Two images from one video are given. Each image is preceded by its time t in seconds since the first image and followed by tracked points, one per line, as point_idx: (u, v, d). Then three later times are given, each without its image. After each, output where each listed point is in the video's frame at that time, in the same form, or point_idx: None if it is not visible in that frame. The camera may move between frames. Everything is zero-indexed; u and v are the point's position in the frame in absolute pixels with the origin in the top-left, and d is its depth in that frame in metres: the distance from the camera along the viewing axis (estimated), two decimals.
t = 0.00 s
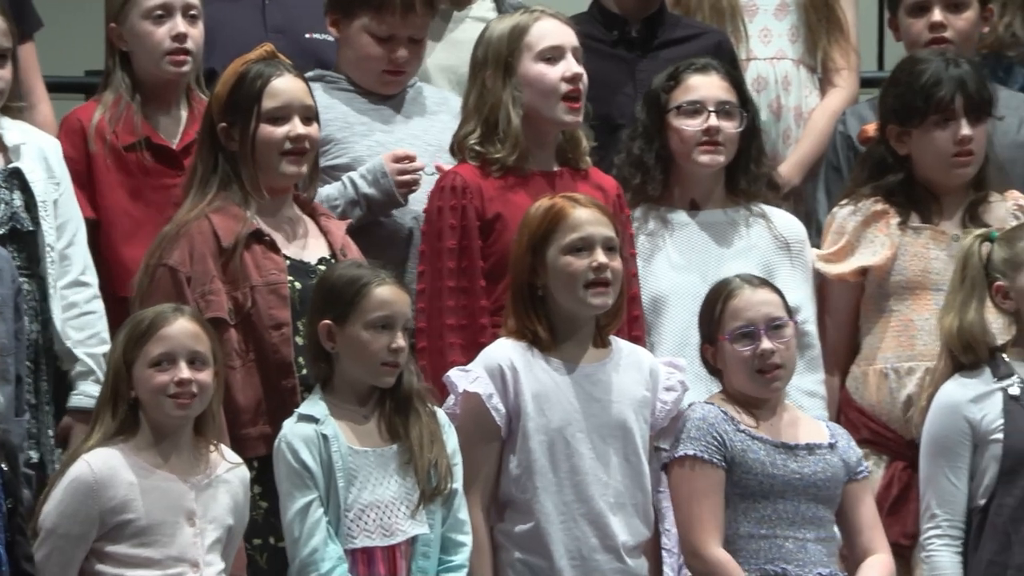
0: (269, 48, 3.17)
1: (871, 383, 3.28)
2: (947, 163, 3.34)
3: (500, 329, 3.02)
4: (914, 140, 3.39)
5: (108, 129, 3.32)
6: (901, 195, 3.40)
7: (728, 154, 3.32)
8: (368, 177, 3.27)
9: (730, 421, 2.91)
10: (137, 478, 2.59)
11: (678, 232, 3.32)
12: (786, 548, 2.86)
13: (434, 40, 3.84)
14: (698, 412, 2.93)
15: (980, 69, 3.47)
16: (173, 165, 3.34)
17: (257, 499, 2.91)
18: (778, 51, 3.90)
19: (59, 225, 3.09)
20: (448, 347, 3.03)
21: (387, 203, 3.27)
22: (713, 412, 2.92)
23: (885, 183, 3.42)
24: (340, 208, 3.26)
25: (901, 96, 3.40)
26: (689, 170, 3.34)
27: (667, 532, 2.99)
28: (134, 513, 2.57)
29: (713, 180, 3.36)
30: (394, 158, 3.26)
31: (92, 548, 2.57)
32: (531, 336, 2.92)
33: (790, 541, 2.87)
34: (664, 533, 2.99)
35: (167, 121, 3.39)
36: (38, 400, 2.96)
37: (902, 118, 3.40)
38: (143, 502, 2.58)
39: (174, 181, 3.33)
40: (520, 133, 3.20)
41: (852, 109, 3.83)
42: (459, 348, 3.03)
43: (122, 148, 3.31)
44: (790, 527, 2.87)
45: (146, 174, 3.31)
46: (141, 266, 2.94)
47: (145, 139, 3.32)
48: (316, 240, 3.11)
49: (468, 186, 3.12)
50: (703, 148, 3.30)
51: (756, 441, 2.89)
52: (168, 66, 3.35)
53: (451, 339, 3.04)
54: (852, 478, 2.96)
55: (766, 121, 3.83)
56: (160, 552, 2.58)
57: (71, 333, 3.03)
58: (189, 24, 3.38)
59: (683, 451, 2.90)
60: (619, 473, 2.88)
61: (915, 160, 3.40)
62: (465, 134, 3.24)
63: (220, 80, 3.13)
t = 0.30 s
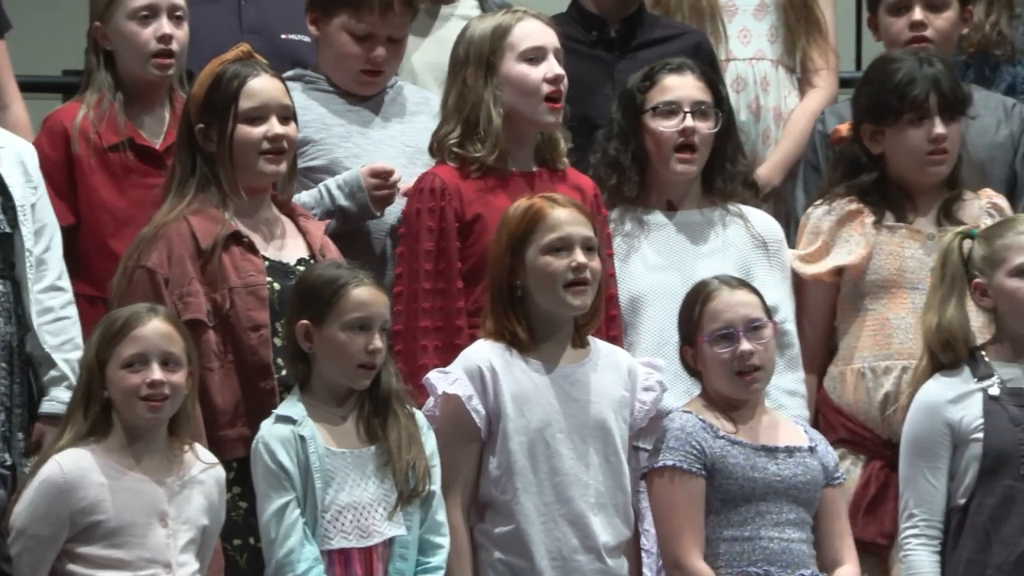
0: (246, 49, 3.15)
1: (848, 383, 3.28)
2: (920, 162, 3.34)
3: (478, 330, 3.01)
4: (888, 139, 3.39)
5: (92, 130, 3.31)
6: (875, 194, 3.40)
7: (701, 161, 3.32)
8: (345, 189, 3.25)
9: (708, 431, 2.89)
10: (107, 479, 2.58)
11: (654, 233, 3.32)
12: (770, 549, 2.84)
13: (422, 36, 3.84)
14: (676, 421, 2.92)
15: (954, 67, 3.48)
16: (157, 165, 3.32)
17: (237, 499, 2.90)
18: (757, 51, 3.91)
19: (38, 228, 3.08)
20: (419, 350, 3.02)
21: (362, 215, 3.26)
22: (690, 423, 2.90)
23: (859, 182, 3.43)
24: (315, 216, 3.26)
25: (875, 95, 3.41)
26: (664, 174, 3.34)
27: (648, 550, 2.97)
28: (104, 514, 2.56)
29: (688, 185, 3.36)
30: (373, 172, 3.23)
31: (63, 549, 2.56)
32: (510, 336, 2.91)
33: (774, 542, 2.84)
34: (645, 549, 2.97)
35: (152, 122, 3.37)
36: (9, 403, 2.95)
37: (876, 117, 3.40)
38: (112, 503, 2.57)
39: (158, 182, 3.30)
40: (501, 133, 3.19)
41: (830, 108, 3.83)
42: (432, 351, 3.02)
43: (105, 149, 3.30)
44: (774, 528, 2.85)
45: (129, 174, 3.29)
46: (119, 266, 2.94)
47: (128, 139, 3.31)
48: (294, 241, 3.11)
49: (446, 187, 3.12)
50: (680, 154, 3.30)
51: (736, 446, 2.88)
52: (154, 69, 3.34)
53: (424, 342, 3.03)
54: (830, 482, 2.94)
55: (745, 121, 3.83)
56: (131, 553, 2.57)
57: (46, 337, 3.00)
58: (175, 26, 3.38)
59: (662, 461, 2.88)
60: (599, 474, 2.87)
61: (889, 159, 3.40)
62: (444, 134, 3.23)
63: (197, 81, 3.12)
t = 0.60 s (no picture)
0: (233, 49, 3.14)
1: (840, 383, 3.28)
2: (906, 163, 3.34)
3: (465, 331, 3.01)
4: (874, 140, 3.39)
5: (81, 133, 3.29)
6: (862, 196, 3.40)
7: (692, 158, 3.31)
8: (332, 202, 3.24)
9: (689, 434, 2.88)
10: (81, 480, 2.57)
11: (643, 236, 3.31)
12: (757, 550, 2.83)
13: (406, 36, 3.83)
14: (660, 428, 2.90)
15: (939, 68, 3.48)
16: (145, 170, 3.30)
17: (223, 500, 2.90)
18: (745, 51, 3.91)
19: (25, 231, 3.06)
20: (406, 351, 3.01)
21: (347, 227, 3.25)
22: (672, 427, 2.89)
23: (845, 184, 3.42)
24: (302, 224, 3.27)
25: (861, 96, 3.40)
26: (655, 175, 3.32)
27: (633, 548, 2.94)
28: (77, 514, 2.55)
29: (679, 184, 3.35)
30: (358, 189, 3.20)
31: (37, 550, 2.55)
32: (497, 336, 2.90)
33: (760, 543, 2.83)
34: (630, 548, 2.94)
35: (139, 123, 3.36)
36: None
37: (862, 118, 3.40)
38: (86, 504, 2.56)
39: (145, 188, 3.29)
40: (492, 132, 3.18)
41: (818, 109, 3.82)
42: (419, 353, 3.01)
43: (95, 151, 3.28)
44: (761, 528, 2.84)
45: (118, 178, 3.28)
46: (105, 267, 2.92)
47: (117, 142, 3.29)
48: (282, 242, 3.10)
49: (434, 188, 3.11)
50: (670, 153, 3.29)
51: (718, 449, 2.87)
52: (143, 70, 3.32)
53: (411, 343, 3.02)
54: (819, 482, 2.93)
55: (733, 122, 3.83)
56: (107, 553, 2.55)
57: (35, 340, 2.99)
58: (163, 26, 3.36)
59: (649, 468, 2.86)
60: (586, 475, 2.86)
61: (875, 160, 3.40)
62: (433, 134, 3.21)
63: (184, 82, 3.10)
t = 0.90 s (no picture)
0: (217, 50, 3.13)
1: (826, 384, 3.27)
2: (891, 163, 3.34)
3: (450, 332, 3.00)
4: (857, 141, 3.39)
5: (64, 135, 3.27)
6: (843, 199, 3.39)
7: (679, 162, 3.30)
8: (324, 200, 3.25)
9: (671, 437, 2.88)
10: (63, 482, 2.56)
11: (631, 240, 3.30)
12: (741, 550, 2.83)
13: (382, 34, 3.83)
14: (642, 430, 2.90)
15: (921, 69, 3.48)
16: (129, 172, 3.29)
17: (205, 500, 2.89)
18: (728, 53, 3.90)
19: (8, 232, 3.06)
20: (391, 352, 3.01)
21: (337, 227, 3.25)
22: (653, 429, 2.89)
23: (826, 187, 3.42)
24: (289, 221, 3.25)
25: (844, 97, 3.40)
26: (642, 179, 3.32)
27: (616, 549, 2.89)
28: (59, 516, 2.54)
29: (665, 187, 3.35)
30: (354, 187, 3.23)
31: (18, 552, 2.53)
32: (481, 337, 2.89)
33: (746, 542, 2.83)
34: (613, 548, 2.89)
35: (122, 124, 3.34)
36: None
37: (846, 119, 3.40)
38: (67, 507, 2.55)
39: (129, 189, 3.27)
40: (480, 134, 3.18)
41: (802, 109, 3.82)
42: (404, 354, 3.01)
43: (79, 153, 3.26)
44: (745, 528, 2.84)
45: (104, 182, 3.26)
46: (88, 267, 2.91)
47: (100, 144, 3.28)
48: (266, 245, 3.08)
49: (418, 190, 3.10)
50: (656, 156, 3.29)
51: (700, 449, 2.87)
52: (129, 72, 3.30)
53: (395, 344, 3.01)
54: (804, 479, 2.93)
55: (717, 123, 3.82)
56: (89, 555, 2.54)
57: (22, 340, 2.96)
58: (149, 29, 3.34)
59: (632, 471, 2.86)
60: (571, 475, 2.85)
61: (858, 161, 3.40)
62: (418, 136, 3.20)
63: (167, 83, 3.09)
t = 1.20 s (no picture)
0: (191, 51, 3.11)
1: (796, 383, 3.29)
2: (860, 161, 3.36)
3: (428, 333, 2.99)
4: (828, 141, 3.41)
5: (39, 139, 3.25)
6: (816, 199, 3.40)
7: (661, 158, 3.31)
8: (296, 201, 3.22)
9: (653, 436, 2.87)
10: (41, 483, 2.55)
11: (610, 240, 3.31)
12: (721, 552, 2.82)
13: (351, 38, 3.82)
14: (624, 428, 2.89)
15: (892, 70, 3.50)
16: (103, 174, 3.28)
17: (179, 502, 2.87)
18: (703, 54, 3.93)
19: None
20: (371, 353, 3.00)
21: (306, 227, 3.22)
22: (635, 428, 2.88)
23: (800, 187, 3.44)
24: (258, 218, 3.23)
25: (816, 97, 3.42)
26: (623, 174, 3.33)
27: (594, 551, 2.94)
28: (38, 517, 2.53)
29: (647, 182, 3.35)
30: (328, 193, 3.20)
31: None
32: (458, 337, 2.89)
33: (726, 543, 2.83)
34: (591, 550, 2.94)
35: (95, 126, 3.33)
36: None
37: (816, 119, 3.42)
38: (45, 508, 2.54)
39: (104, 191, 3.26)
40: (454, 133, 3.18)
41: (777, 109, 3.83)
42: (383, 355, 3.00)
43: (54, 156, 3.24)
44: (726, 529, 2.84)
45: (79, 185, 3.25)
46: (61, 267, 2.90)
47: (75, 147, 3.25)
48: (240, 245, 3.07)
49: (394, 191, 3.09)
50: (636, 152, 3.29)
51: (682, 449, 2.86)
52: (106, 74, 3.29)
53: (375, 345, 3.01)
54: (784, 481, 2.93)
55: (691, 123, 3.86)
56: (68, 556, 2.54)
57: None
58: (126, 31, 3.33)
59: (613, 471, 2.85)
60: (547, 477, 2.85)
61: (829, 162, 3.41)
62: (394, 137, 3.18)
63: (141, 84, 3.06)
